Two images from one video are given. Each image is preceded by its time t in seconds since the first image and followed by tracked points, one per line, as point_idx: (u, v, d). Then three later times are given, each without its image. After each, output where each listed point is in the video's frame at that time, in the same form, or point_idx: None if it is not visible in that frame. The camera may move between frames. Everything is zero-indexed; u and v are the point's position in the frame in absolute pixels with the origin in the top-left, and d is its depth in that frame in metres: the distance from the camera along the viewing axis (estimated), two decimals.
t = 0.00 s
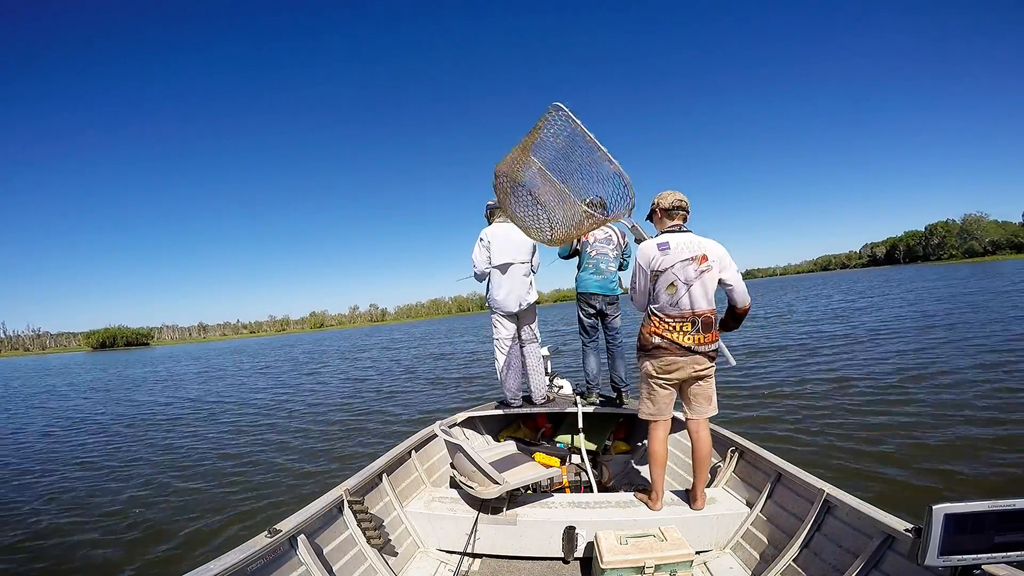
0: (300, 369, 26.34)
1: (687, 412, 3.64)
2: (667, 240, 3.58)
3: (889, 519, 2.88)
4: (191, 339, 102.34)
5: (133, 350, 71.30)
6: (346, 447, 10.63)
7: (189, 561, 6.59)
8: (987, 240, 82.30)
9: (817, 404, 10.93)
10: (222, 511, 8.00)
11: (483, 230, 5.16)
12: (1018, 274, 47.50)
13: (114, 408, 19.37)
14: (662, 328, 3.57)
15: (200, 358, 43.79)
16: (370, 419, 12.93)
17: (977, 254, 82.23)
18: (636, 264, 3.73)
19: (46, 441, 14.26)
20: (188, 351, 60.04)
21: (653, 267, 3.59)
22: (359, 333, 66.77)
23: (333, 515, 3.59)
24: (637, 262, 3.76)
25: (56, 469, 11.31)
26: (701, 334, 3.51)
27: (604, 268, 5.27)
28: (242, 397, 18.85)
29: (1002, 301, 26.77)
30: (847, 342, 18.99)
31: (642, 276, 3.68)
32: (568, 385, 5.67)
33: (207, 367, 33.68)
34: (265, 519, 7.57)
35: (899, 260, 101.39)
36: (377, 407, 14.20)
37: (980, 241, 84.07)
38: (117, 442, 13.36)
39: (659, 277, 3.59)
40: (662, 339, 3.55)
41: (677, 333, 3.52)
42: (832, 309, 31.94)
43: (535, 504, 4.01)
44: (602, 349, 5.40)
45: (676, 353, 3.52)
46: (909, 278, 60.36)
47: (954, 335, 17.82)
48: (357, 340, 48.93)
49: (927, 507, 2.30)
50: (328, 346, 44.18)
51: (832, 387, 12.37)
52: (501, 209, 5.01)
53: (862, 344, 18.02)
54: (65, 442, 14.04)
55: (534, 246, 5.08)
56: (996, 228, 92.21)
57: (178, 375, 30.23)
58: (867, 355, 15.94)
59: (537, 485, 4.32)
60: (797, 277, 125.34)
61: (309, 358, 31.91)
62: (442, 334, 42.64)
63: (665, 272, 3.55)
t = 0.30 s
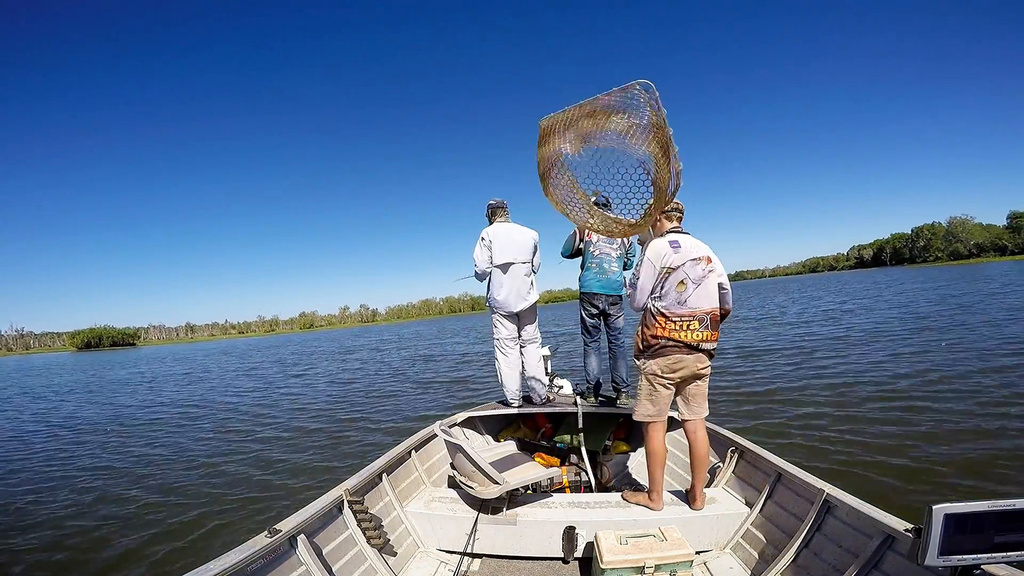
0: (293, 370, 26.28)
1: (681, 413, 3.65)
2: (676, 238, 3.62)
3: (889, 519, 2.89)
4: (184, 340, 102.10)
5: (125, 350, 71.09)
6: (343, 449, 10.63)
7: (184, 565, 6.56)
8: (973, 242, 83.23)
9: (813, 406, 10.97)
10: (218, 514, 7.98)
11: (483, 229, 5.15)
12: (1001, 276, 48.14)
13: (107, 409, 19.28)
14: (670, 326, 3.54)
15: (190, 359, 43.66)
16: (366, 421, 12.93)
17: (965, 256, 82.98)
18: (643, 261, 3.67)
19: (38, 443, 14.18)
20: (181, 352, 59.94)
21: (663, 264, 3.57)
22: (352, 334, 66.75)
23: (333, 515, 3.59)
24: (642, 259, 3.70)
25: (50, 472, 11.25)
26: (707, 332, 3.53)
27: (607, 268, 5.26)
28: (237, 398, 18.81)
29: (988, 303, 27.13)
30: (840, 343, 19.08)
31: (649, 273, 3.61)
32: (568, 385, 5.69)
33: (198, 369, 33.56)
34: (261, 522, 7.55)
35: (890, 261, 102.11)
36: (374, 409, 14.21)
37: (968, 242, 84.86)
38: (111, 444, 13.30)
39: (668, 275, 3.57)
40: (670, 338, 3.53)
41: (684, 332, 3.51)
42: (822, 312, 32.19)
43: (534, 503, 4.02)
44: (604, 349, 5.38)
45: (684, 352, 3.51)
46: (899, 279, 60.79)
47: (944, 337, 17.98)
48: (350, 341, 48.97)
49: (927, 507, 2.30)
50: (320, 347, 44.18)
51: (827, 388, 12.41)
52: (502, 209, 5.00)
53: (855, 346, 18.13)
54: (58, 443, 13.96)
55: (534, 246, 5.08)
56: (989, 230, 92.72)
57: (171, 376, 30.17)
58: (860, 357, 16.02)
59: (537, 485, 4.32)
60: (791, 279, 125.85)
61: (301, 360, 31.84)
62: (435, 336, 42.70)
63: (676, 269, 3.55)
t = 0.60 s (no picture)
0: (286, 372, 26.30)
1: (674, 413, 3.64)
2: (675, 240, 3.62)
3: (889, 519, 2.89)
4: (180, 341, 102.17)
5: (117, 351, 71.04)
6: (341, 451, 10.65)
7: (180, 568, 6.54)
8: (954, 243, 84.34)
9: (809, 407, 11.00)
10: (215, 517, 7.97)
11: (482, 229, 5.15)
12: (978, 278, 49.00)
13: (100, 411, 19.22)
14: (677, 327, 3.52)
15: (179, 361, 43.63)
16: (365, 423, 12.95)
17: (948, 257, 84.02)
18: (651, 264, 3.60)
19: (32, 446, 14.13)
20: (172, 353, 59.93)
21: (671, 265, 3.55)
22: (345, 335, 66.89)
23: (333, 515, 3.59)
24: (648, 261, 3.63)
25: (44, 475, 11.21)
26: (710, 329, 3.58)
27: (607, 268, 5.27)
28: (233, 400, 18.80)
29: (970, 304, 27.59)
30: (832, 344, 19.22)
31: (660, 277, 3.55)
32: (568, 385, 5.69)
33: (188, 370, 33.53)
34: (257, 525, 7.54)
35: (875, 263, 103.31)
36: (372, 411, 14.23)
37: (949, 244, 86.33)
38: (106, 447, 13.28)
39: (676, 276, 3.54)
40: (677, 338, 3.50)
41: (689, 330, 3.51)
42: (810, 313, 32.53)
43: (534, 503, 4.02)
44: (604, 349, 5.38)
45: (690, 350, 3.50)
46: (886, 280, 61.34)
47: (935, 338, 18.16)
48: (341, 342, 49.13)
49: (927, 507, 2.30)
50: (310, 348, 44.25)
51: (823, 389, 12.47)
52: (500, 209, 5.01)
53: (846, 347, 18.26)
54: (52, 446, 13.91)
55: (533, 246, 5.09)
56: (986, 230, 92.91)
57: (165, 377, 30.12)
58: (852, 358, 16.15)
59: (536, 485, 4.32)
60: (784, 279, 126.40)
61: (293, 362, 31.83)
62: (425, 337, 42.88)
63: (683, 270, 3.55)
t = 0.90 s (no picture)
0: (276, 372, 26.16)
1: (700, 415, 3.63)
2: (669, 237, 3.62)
3: (889, 519, 2.90)
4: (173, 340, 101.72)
5: (104, 351, 70.54)
6: (336, 453, 10.63)
7: (174, 570, 6.50)
8: (940, 247, 85.25)
9: (804, 409, 11.03)
10: (208, 519, 7.91)
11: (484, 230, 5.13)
12: (956, 282, 49.80)
13: (88, 411, 19.05)
14: (705, 323, 3.58)
15: (163, 361, 43.28)
16: (360, 424, 12.93)
17: (934, 261, 84.87)
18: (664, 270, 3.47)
19: (20, 446, 14.00)
20: (160, 353, 59.57)
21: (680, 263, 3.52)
22: (335, 335, 66.80)
23: (333, 515, 3.58)
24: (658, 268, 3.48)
25: (34, 475, 11.10)
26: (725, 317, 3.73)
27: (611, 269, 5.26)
28: (227, 400, 18.72)
29: (952, 309, 27.96)
30: (824, 347, 19.32)
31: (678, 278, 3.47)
32: (568, 386, 5.72)
33: (174, 370, 33.29)
34: (251, 527, 7.49)
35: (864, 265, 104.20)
36: (367, 413, 14.21)
37: (934, 248, 87.35)
38: (95, 448, 13.16)
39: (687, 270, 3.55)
40: (710, 336, 3.58)
41: (715, 325, 3.61)
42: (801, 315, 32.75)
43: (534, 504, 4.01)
44: (605, 351, 5.40)
45: (719, 345, 3.62)
46: (870, 284, 61.99)
47: (925, 341, 18.31)
48: (329, 343, 49.04)
49: (927, 507, 2.30)
50: (296, 349, 44.10)
51: (818, 391, 12.52)
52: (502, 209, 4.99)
53: (838, 350, 18.36)
54: (41, 447, 13.78)
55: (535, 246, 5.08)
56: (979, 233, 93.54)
57: (156, 377, 29.94)
58: (844, 360, 16.22)
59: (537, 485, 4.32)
60: (774, 282, 127.14)
61: (281, 363, 31.66)
62: (413, 338, 42.84)
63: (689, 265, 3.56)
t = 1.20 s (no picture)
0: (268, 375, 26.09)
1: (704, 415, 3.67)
2: (661, 242, 3.60)
3: (889, 519, 2.90)
4: (170, 342, 101.56)
5: (93, 352, 70.34)
6: (334, 454, 10.63)
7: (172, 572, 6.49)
8: (926, 249, 86.09)
9: (800, 410, 11.07)
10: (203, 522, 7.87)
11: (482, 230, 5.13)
12: (935, 284, 50.65)
13: (79, 414, 18.93)
14: (710, 324, 3.57)
15: (148, 364, 43.10)
16: (359, 425, 12.95)
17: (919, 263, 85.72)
18: (660, 277, 3.44)
19: (12, 449, 13.90)
20: (155, 354, 59.48)
21: (674, 266, 3.51)
22: (326, 337, 66.92)
23: (333, 515, 3.59)
24: (655, 276, 3.47)
25: (26, 478, 11.03)
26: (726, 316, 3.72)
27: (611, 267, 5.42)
28: (224, 403, 18.69)
29: (934, 310, 28.39)
30: (816, 348, 19.43)
31: (677, 281, 3.44)
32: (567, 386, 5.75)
33: (160, 373, 33.16)
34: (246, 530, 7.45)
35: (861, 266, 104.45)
36: (366, 414, 14.25)
37: (919, 250, 88.41)
38: (88, 451, 13.08)
39: (683, 272, 3.54)
40: (716, 337, 3.57)
41: (719, 325, 3.62)
42: (797, 316, 32.90)
43: (535, 504, 4.01)
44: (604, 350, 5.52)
45: (725, 346, 3.62)
46: (855, 286, 62.60)
47: (915, 342, 18.47)
48: (318, 345, 49.15)
49: (928, 507, 2.30)
50: (285, 351, 44.17)
51: (815, 392, 12.57)
52: (499, 209, 4.99)
53: (830, 350, 18.48)
54: (32, 450, 13.69)
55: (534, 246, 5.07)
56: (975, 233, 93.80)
57: (152, 379, 29.85)
58: (837, 361, 16.31)
59: (537, 484, 4.31)
60: (767, 282, 127.71)
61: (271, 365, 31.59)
62: (401, 340, 42.96)
63: (683, 267, 3.56)
